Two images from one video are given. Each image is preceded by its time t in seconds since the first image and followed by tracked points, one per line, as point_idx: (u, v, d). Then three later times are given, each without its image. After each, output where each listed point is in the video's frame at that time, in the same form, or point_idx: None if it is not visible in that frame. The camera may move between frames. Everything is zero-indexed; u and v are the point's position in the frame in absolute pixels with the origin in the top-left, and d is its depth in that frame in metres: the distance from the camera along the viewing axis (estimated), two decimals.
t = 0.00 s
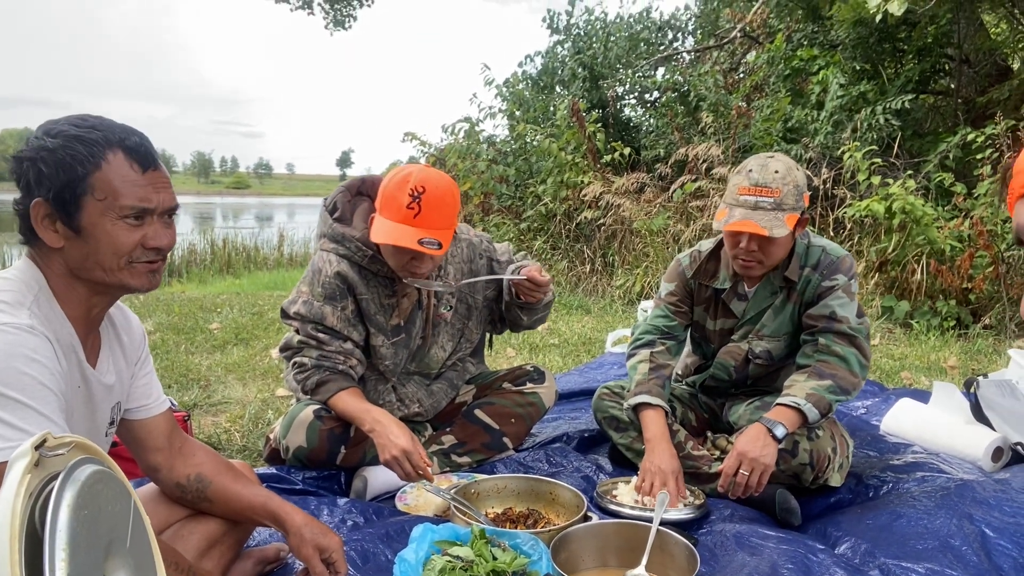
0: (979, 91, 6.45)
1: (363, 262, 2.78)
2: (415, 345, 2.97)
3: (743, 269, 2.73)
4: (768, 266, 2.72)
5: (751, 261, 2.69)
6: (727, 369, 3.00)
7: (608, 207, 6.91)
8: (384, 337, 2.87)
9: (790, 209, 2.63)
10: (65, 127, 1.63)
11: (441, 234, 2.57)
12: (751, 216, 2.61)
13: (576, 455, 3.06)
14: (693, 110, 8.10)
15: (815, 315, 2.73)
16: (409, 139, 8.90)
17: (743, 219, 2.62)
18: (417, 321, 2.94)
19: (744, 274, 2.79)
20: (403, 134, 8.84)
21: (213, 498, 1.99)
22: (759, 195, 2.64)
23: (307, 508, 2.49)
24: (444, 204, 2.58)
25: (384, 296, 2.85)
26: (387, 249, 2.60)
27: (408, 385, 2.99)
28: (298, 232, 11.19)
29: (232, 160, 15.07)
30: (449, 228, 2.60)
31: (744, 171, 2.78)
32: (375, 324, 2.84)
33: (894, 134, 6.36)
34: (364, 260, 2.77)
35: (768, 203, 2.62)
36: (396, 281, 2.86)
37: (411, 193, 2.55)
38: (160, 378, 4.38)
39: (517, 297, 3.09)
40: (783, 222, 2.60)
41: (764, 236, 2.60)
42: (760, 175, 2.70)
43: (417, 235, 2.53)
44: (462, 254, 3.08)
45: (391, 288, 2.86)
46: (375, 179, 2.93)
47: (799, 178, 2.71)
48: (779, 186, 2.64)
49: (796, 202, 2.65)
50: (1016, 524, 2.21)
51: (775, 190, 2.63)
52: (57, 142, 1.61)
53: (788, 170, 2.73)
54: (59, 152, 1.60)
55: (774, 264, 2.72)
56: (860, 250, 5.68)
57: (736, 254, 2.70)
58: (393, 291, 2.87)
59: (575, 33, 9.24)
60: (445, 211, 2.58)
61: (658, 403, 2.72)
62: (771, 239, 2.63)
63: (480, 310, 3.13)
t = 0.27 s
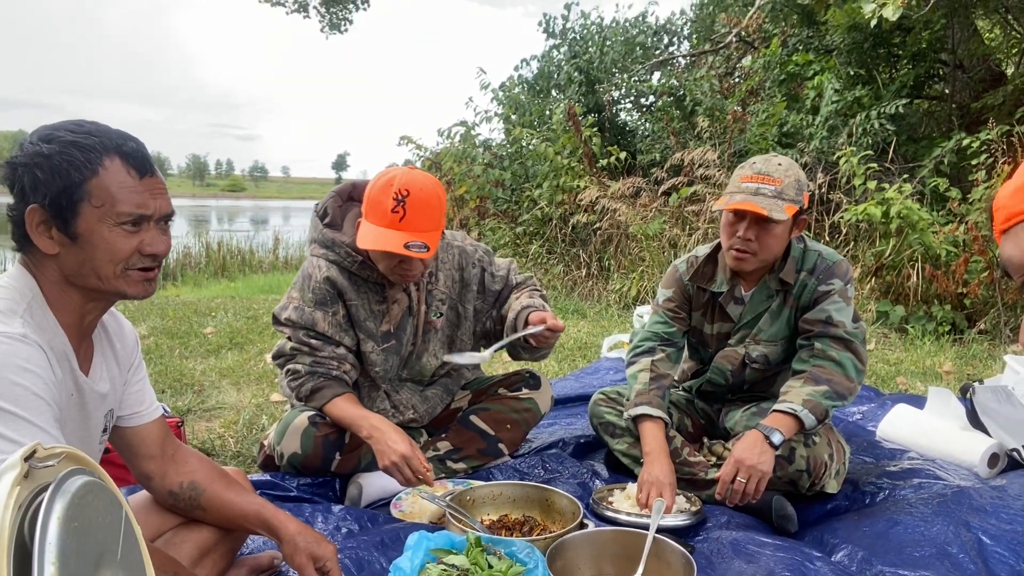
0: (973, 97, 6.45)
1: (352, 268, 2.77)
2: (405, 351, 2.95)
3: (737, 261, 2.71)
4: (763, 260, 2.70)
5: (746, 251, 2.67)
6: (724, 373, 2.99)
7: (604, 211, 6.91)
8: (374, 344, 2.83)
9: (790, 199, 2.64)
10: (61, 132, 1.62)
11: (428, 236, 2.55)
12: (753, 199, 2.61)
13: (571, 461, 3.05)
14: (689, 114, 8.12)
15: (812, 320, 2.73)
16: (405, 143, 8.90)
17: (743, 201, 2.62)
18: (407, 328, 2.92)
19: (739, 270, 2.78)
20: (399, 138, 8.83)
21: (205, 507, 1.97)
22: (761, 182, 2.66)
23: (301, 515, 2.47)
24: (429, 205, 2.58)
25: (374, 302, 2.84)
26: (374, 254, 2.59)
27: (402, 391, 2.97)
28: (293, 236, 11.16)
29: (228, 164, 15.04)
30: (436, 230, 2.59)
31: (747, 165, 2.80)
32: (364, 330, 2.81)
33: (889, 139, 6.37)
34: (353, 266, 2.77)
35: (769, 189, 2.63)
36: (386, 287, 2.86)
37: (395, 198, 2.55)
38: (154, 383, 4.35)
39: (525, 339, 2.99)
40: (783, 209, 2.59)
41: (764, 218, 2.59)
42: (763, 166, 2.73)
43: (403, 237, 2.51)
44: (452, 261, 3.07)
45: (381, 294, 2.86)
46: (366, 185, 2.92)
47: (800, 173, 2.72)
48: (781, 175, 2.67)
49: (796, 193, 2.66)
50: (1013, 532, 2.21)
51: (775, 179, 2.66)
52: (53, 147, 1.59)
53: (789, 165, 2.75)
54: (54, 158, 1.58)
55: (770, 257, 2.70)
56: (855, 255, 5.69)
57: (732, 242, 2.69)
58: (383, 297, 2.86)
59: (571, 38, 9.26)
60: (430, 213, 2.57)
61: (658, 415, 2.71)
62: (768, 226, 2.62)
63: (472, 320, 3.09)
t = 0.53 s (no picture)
0: (968, 101, 6.52)
1: (343, 272, 2.75)
2: (396, 358, 2.90)
3: (738, 266, 2.72)
4: (764, 265, 2.71)
5: (746, 258, 2.68)
6: (721, 376, 2.99)
7: (601, 215, 6.92)
8: (362, 349, 2.81)
9: (790, 205, 2.64)
10: (83, 138, 1.62)
11: (415, 223, 2.54)
12: (752, 207, 2.61)
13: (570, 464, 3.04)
14: (685, 119, 8.14)
15: (811, 323, 2.73)
16: (401, 146, 8.89)
17: (743, 209, 2.61)
18: (396, 335, 2.87)
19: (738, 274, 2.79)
20: (396, 141, 8.83)
21: (203, 509, 1.96)
22: (760, 188, 2.66)
23: (299, 518, 2.46)
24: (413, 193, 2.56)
25: (364, 307, 2.82)
26: (363, 247, 2.58)
27: (397, 396, 2.94)
28: (289, 240, 11.14)
29: (223, 167, 15.01)
30: (423, 218, 2.57)
31: (745, 169, 2.81)
32: (353, 334, 2.80)
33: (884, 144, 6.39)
34: (343, 270, 2.74)
35: (768, 196, 2.63)
36: (376, 292, 2.82)
37: (377, 189, 2.56)
38: (150, 386, 4.33)
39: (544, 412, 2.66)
40: (782, 215, 2.59)
41: (763, 225, 2.59)
42: (762, 171, 2.73)
43: (389, 227, 2.50)
44: (442, 270, 2.94)
45: (371, 300, 2.83)
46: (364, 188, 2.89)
47: (798, 178, 2.73)
48: (779, 181, 2.66)
49: (795, 199, 2.67)
50: (1012, 535, 2.21)
51: (774, 185, 2.66)
52: (72, 151, 1.59)
53: (787, 169, 2.75)
54: (72, 161, 1.58)
55: (770, 262, 2.70)
56: (851, 259, 5.70)
57: (731, 248, 2.70)
58: (374, 303, 2.83)
59: (567, 42, 9.28)
60: (415, 201, 2.56)
61: (648, 404, 2.72)
62: (768, 232, 2.63)
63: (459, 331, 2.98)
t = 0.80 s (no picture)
0: (963, 105, 6.55)
1: (334, 279, 2.74)
2: (388, 367, 2.87)
3: (732, 266, 2.72)
4: (759, 264, 2.71)
5: (741, 257, 2.68)
6: (719, 378, 2.98)
7: (598, 219, 6.93)
8: (352, 357, 2.78)
9: (784, 204, 2.65)
10: (142, 171, 1.63)
11: (402, 222, 2.53)
12: (746, 206, 2.61)
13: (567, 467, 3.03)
14: (682, 123, 8.17)
15: (807, 324, 2.73)
16: (398, 150, 8.90)
17: (737, 208, 2.62)
18: (386, 346, 2.84)
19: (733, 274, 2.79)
20: (392, 145, 8.83)
21: (199, 513, 1.95)
22: (754, 188, 2.67)
23: (296, 522, 2.45)
24: (400, 192, 2.56)
25: (355, 315, 2.80)
26: (351, 248, 2.57)
27: (393, 403, 2.93)
28: (286, 244, 11.12)
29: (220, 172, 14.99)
30: (410, 218, 2.56)
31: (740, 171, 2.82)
32: (343, 343, 2.77)
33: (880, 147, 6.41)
34: (335, 277, 2.73)
35: (762, 196, 2.64)
36: (366, 302, 2.80)
37: (364, 187, 2.56)
38: (146, 390, 4.31)
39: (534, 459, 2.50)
40: (776, 214, 2.60)
41: (758, 224, 2.59)
42: (756, 171, 2.74)
43: (373, 223, 2.49)
44: (433, 280, 2.88)
45: (362, 307, 2.80)
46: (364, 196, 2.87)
47: (792, 178, 2.74)
48: (773, 181, 2.67)
49: (789, 198, 2.67)
50: (1011, 535, 2.21)
51: (768, 185, 2.67)
52: (127, 180, 1.60)
53: (781, 169, 2.76)
54: (122, 188, 1.59)
55: (765, 262, 2.70)
56: (847, 262, 5.71)
57: (726, 248, 2.70)
58: (364, 312, 2.81)
59: (564, 46, 9.30)
60: (402, 200, 2.55)
61: (651, 417, 2.72)
62: (762, 231, 2.62)
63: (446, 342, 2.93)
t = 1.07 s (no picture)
0: (957, 110, 6.58)
1: (326, 285, 2.74)
2: (381, 372, 2.87)
3: (726, 270, 2.73)
4: (753, 267, 2.72)
5: (734, 261, 2.69)
6: (714, 382, 2.99)
7: (594, 223, 6.94)
8: (345, 362, 2.78)
9: (775, 209, 2.65)
10: (135, 169, 1.63)
11: (387, 223, 2.53)
12: (738, 211, 2.62)
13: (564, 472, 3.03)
14: (678, 127, 8.19)
15: (801, 327, 2.73)
16: (394, 154, 8.91)
17: (728, 214, 2.62)
18: (379, 350, 2.83)
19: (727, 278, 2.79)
20: (389, 149, 8.84)
21: (194, 519, 1.94)
22: (746, 193, 2.67)
23: (291, 528, 2.44)
24: (384, 193, 2.56)
25: (347, 320, 2.79)
26: (338, 251, 2.58)
27: (388, 408, 2.93)
28: (282, 248, 11.11)
29: (216, 176, 14.98)
30: (395, 218, 2.56)
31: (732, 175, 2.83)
32: (335, 348, 2.77)
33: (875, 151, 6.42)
34: (326, 283, 2.73)
35: (754, 201, 2.64)
36: (358, 306, 2.80)
37: (348, 190, 2.56)
38: (141, 395, 4.30)
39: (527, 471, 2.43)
40: (768, 219, 2.60)
41: (750, 229, 2.60)
42: (747, 176, 2.75)
43: (359, 227, 2.49)
44: (425, 285, 2.87)
45: (354, 313, 2.80)
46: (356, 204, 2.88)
47: (784, 183, 2.74)
48: (765, 186, 2.68)
49: (780, 203, 2.67)
50: (1006, 539, 2.22)
51: (760, 189, 2.67)
52: (122, 180, 1.60)
53: (774, 174, 2.77)
54: (117, 188, 1.59)
55: (758, 265, 2.71)
56: (843, 266, 5.72)
57: (719, 253, 2.71)
58: (356, 317, 2.80)
59: (560, 51, 9.32)
60: (386, 201, 2.55)
61: (639, 416, 2.71)
62: (755, 236, 2.63)
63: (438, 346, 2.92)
